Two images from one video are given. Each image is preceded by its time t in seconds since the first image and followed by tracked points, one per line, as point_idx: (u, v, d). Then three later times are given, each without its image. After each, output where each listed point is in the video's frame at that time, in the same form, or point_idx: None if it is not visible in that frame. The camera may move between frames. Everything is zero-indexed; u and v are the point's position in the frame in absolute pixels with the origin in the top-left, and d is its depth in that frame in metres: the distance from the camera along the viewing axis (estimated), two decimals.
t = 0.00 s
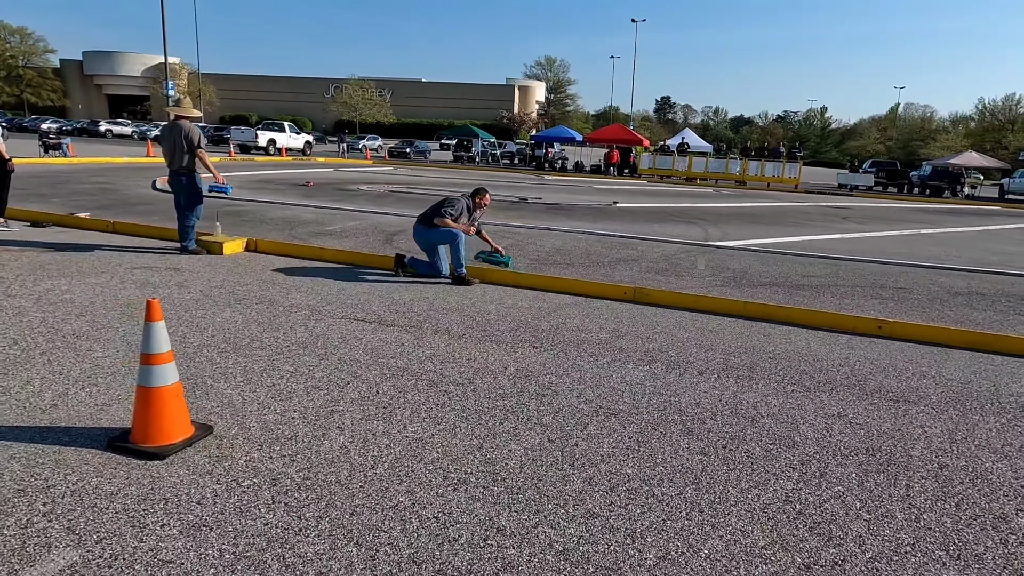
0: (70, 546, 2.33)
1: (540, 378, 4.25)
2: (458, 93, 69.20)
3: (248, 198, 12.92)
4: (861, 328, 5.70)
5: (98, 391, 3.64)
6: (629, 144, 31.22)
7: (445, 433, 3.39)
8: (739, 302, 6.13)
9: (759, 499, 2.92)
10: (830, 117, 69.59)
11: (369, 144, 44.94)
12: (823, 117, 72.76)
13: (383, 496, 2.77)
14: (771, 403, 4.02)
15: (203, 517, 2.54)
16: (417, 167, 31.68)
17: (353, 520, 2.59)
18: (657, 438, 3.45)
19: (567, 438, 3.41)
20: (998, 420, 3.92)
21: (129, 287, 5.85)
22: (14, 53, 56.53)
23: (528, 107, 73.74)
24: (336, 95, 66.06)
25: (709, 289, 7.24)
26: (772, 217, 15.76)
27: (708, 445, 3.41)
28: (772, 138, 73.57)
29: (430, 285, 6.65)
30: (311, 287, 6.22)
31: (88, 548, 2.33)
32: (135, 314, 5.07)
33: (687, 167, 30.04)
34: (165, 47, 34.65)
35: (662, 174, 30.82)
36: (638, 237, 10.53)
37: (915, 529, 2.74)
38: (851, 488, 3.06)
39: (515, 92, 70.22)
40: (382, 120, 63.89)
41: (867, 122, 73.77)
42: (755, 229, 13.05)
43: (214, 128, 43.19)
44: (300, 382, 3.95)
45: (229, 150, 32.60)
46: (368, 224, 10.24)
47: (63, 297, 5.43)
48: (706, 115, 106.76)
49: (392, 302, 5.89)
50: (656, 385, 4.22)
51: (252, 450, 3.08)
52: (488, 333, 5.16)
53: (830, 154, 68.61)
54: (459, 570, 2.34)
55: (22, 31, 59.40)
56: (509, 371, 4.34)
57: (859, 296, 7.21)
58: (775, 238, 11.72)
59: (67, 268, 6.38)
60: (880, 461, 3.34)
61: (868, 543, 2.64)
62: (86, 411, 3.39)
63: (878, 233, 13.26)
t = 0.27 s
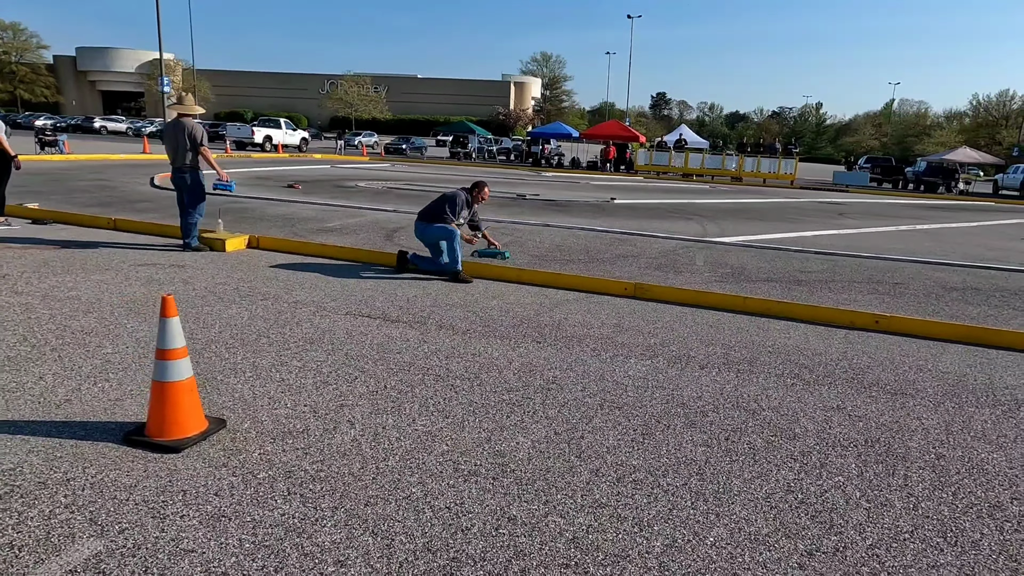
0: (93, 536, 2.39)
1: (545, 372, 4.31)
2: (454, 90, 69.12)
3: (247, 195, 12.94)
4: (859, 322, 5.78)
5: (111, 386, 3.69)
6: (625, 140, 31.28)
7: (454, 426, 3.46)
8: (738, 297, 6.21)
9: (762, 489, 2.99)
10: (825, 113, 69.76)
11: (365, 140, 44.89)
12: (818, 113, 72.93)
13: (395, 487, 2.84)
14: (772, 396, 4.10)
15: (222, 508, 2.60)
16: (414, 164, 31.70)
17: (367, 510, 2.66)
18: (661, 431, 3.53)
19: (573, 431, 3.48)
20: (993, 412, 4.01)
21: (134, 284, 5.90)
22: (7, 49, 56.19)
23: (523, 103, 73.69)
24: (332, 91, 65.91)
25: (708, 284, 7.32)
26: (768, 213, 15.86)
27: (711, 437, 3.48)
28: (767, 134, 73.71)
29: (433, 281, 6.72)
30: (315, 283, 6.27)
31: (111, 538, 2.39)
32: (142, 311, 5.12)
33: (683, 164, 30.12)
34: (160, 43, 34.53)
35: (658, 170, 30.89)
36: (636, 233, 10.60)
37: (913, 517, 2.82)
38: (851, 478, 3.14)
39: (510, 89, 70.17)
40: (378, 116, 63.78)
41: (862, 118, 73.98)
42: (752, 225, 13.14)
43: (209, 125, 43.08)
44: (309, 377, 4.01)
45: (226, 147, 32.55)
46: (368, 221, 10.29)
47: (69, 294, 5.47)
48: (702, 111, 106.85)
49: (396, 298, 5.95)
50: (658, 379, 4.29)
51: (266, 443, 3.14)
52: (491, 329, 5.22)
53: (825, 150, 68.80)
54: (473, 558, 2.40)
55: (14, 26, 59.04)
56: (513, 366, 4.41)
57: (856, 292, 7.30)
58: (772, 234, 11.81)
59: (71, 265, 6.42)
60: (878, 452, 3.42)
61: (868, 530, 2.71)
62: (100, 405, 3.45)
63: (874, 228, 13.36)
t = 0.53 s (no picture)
0: (124, 522, 2.50)
1: (550, 367, 4.43)
2: (452, 88, 69.15)
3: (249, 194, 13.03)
4: (855, 318, 5.90)
5: (129, 381, 3.80)
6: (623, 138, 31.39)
7: (464, 418, 3.57)
8: (736, 294, 6.33)
9: (762, 477, 3.11)
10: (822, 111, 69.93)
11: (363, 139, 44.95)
12: (815, 110, 73.11)
13: (410, 476, 2.95)
14: (771, 389, 4.22)
15: (245, 495, 2.72)
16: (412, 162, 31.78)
17: (384, 497, 2.77)
18: (664, 422, 3.64)
19: (579, 422, 3.59)
20: (985, 404, 4.13)
21: (144, 282, 5.99)
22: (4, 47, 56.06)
23: (521, 101, 73.73)
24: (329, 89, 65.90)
25: (707, 281, 7.44)
26: (766, 210, 15.99)
27: (712, 428, 3.60)
28: (764, 132, 73.87)
29: (437, 278, 6.83)
30: (321, 281, 6.37)
31: (142, 524, 2.50)
32: (153, 308, 5.22)
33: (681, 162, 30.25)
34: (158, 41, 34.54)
35: (656, 168, 31.02)
36: (636, 231, 10.72)
37: (906, 503, 2.95)
38: (847, 467, 3.26)
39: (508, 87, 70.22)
40: (376, 114, 63.79)
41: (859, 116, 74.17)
42: (750, 223, 13.27)
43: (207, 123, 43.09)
44: (321, 371, 4.12)
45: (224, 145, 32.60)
46: (370, 219, 10.39)
47: (81, 291, 5.57)
48: (699, 109, 106.99)
49: (401, 295, 6.06)
50: (660, 373, 4.41)
51: (283, 435, 3.25)
52: (496, 325, 5.33)
53: (822, 148, 68.98)
54: (487, 541, 2.51)
55: (10, 24, 58.85)
56: (519, 361, 4.52)
57: (853, 288, 7.42)
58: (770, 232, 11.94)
59: (80, 263, 6.52)
60: (873, 442, 3.55)
61: (864, 515, 2.83)
62: (120, 399, 3.56)
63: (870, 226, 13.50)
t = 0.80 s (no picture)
0: (152, 499, 2.61)
1: (555, 358, 4.55)
2: (451, 88, 69.27)
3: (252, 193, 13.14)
4: (852, 313, 6.03)
5: (147, 370, 3.92)
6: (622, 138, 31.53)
7: (473, 406, 3.69)
8: (736, 289, 6.45)
9: (761, 460, 3.23)
10: (820, 111, 70.13)
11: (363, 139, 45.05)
12: (813, 111, 73.29)
13: (423, 459, 3.07)
14: (769, 379, 4.35)
15: (266, 476, 2.83)
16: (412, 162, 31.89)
17: (399, 477, 2.89)
18: (666, 410, 3.77)
19: (584, 409, 3.71)
20: (977, 393, 4.26)
21: (154, 277, 6.11)
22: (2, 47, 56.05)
23: (520, 102, 73.86)
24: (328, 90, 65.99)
25: (707, 278, 7.56)
26: (764, 210, 16.12)
27: (712, 415, 3.73)
28: (762, 133, 74.06)
29: (441, 274, 6.95)
30: (328, 277, 6.49)
31: (169, 501, 2.61)
32: (165, 302, 5.33)
33: (680, 162, 30.38)
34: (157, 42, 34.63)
35: (655, 168, 31.15)
36: (636, 229, 10.84)
37: (900, 484, 3.07)
38: (843, 451, 3.38)
39: (507, 87, 70.37)
40: (375, 115, 63.89)
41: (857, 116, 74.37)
42: (749, 221, 13.40)
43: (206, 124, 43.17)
44: (332, 362, 4.24)
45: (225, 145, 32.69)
46: (374, 218, 10.50)
47: (93, 286, 5.68)
48: (697, 109, 107.08)
49: (407, 290, 6.17)
50: (662, 364, 4.53)
51: (299, 421, 3.37)
52: (501, 319, 5.45)
53: (820, 149, 69.20)
54: (499, 518, 2.63)
55: (9, 25, 58.87)
56: (524, 352, 4.64)
57: (850, 284, 7.55)
58: (769, 230, 12.07)
59: (91, 260, 6.63)
60: (868, 428, 3.67)
61: (859, 495, 2.95)
62: (140, 387, 3.68)
63: (868, 225, 13.62)
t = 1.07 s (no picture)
0: (173, 492, 2.68)
1: (559, 356, 4.63)
2: (447, 90, 69.36)
3: (252, 194, 13.19)
4: (850, 312, 6.12)
5: (159, 369, 3.98)
6: (619, 140, 31.65)
7: (481, 402, 3.77)
8: (735, 289, 6.55)
9: (763, 454, 3.32)
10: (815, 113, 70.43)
11: (360, 140, 45.08)
12: (808, 113, 73.59)
13: (434, 453, 3.14)
14: (770, 377, 4.43)
15: (283, 470, 2.91)
16: (410, 164, 31.94)
17: (413, 471, 2.96)
18: (670, 406, 3.85)
19: (590, 406, 3.79)
20: (973, 390, 4.35)
21: (161, 278, 6.16)
22: None
23: (516, 104, 73.97)
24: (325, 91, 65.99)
25: (706, 278, 7.65)
26: (761, 211, 16.24)
27: (715, 411, 3.81)
28: (758, 134, 74.30)
29: (444, 275, 7.02)
30: (332, 277, 6.55)
31: (190, 494, 2.68)
32: (173, 302, 5.39)
33: (676, 163, 30.51)
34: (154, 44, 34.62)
35: (652, 169, 31.28)
36: (635, 230, 10.93)
37: (899, 477, 3.16)
38: (843, 445, 3.47)
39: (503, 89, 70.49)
40: (372, 117, 63.92)
41: (852, 118, 74.69)
42: (746, 223, 13.51)
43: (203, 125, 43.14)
44: (341, 360, 4.31)
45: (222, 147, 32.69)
46: (374, 219, 10.57)
47: (101, 287, 5.74)
48: (693, 111, 107.38)
49: (411, 291, 6.25)
50: (664, 362, 4.61)
51: (312, 417, 3.44)
52: (505, 318, 5.53)
53: (815, 150, 69.49)
54: (512, 509, 2.71)
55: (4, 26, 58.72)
56: (529, 351, 4.71)
57: (847, 284, 7.65)
58: (766, 231, 12.17)
59: (97, 261, 6.68)
60: (867, 423, 3.76)
61: (859, 487, 3.04)
62: (154, 385, 3.75)
63: (864, 226, 13.75)
